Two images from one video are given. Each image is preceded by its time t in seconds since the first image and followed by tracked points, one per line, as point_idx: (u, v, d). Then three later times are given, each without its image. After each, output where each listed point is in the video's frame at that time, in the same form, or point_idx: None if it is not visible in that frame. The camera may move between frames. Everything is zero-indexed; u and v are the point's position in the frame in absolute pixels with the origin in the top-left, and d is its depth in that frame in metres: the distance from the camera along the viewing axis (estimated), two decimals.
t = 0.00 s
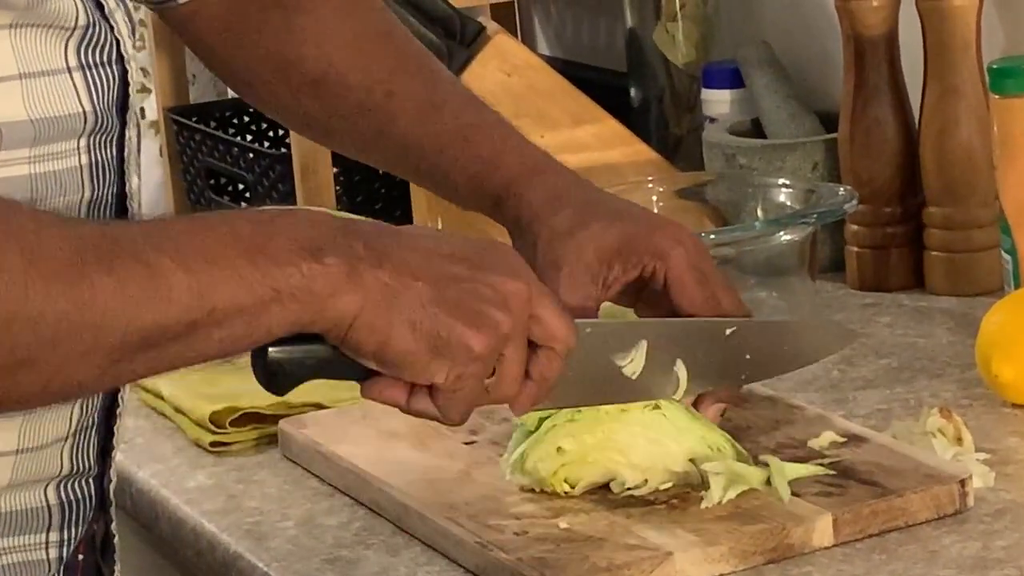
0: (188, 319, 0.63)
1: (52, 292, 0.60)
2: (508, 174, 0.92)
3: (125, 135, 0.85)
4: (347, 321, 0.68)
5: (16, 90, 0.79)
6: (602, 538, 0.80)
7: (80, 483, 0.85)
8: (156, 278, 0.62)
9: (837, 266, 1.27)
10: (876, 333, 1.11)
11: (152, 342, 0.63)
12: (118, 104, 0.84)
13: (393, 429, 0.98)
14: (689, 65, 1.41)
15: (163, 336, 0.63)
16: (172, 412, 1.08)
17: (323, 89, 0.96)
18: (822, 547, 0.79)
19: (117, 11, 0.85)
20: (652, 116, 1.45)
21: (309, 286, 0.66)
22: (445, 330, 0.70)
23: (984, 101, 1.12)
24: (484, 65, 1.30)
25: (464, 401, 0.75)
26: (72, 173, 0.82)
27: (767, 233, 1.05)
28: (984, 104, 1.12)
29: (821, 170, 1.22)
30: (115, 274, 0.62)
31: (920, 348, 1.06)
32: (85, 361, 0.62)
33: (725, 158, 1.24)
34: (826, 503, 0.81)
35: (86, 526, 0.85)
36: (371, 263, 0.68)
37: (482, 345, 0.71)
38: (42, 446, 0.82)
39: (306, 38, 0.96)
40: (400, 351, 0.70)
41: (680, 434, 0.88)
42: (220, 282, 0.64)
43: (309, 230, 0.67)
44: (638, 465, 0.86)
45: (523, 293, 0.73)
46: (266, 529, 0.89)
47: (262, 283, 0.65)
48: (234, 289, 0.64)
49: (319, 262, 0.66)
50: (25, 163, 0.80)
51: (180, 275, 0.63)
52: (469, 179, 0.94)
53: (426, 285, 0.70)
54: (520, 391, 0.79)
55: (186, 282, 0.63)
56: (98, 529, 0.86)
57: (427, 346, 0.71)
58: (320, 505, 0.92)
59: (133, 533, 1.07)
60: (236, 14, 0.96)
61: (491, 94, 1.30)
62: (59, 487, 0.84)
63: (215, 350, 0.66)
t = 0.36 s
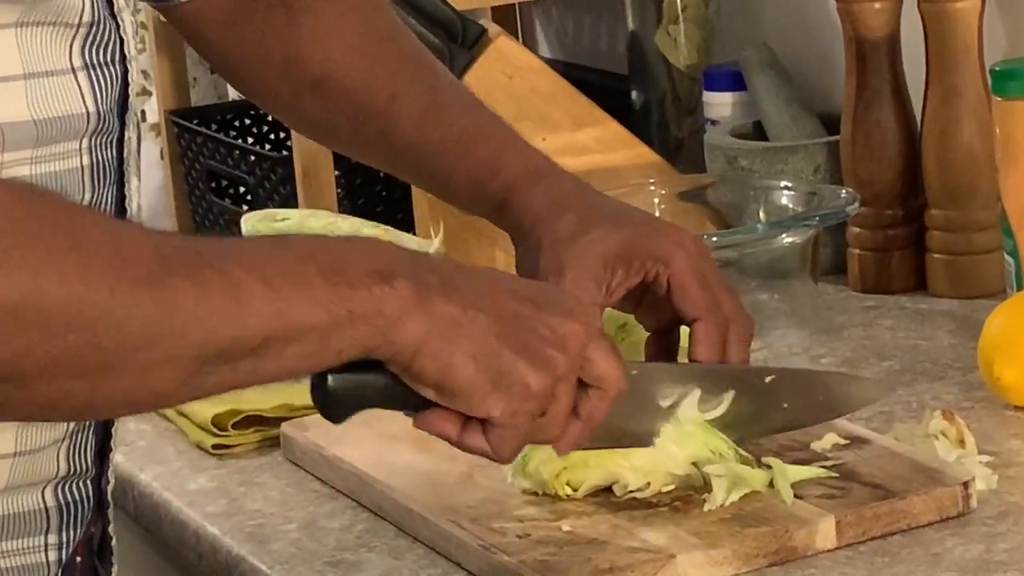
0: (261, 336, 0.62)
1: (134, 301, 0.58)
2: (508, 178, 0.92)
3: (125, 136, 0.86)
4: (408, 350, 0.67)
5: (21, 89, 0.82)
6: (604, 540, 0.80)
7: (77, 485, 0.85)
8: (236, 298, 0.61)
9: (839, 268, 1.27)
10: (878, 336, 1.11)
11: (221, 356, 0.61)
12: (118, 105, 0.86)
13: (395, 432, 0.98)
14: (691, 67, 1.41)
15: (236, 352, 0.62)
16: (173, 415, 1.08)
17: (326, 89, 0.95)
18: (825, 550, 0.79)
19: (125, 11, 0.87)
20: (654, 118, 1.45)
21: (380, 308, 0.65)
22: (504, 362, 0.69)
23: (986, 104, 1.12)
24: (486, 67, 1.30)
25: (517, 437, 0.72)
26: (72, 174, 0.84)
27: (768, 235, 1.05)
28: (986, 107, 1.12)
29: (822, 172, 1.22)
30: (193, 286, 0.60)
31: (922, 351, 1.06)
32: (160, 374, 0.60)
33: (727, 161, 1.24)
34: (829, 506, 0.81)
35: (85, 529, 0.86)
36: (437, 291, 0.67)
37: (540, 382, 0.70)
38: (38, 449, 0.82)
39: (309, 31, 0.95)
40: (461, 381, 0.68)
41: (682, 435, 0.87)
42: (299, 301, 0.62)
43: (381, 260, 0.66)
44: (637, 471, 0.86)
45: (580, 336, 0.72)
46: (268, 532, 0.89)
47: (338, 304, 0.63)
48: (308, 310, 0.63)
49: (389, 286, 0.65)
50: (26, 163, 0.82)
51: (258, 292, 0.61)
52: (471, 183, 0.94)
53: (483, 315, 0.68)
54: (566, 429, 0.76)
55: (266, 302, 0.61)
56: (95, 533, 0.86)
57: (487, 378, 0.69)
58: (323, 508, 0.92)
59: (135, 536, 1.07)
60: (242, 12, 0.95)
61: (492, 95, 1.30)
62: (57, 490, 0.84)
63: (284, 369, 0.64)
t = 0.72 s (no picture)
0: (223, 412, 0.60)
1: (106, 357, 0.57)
2: (492, 193, 0.93)
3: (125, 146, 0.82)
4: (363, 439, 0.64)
5: (24, 99, 0.76)
6: (599, 549, 0.80)
7: (76, 494, 0.83)
8: (202, 364, 0.59)
9: (834, 277, 1.27)
10: (873, 345, 1.11)
11: (186, 428, 0.59)
12: (119, 115, 0.81)
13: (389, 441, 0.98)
14: (686, 76, 1.41)
15: (191, 426, 0.59)
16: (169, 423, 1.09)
17: (308, 105, 0.95)
18: (818, 559, 0.80)
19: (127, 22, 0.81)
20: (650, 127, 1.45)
21: (342, 398, 0.63)
22: (460, 451, 0.65)
23: (980, 113, 1.12)
24: (482, 75, 1.29)
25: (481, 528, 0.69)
26: (76, 185, 0.80)
27: (762, 245, 1.05)
28: (980, 115, 1.12)
29: (817, 182, 1.22)
30: (161, 350, 0.58)
31: (917, 360, 1.06)
32: (119, 439, 0.58)
33: (722, 170, 1.24)
34: (822, 516, 0.81)
35: (82, 539, 0.85)
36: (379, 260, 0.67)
37: (496, 472, 0.66)
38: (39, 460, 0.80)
39: (291, 50, 0.95)
40: (412, 479, 0.65)
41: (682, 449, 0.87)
42: (259, 377, 0.60)
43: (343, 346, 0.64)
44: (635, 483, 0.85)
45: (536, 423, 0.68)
46: (264, 541, 0.89)
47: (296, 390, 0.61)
48: (274, 389, 0.61)
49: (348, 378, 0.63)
50: (29, 174, 0.77)
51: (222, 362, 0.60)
52: (451, 199, 0.94)
53: (438, 409, 0.66)
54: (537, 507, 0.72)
55: (226, 372, 0.60)
56: (94, 541, 0.86)
57: (443, 469, 0.66)
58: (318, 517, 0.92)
59: (129, 544, 1.07)
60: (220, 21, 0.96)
61: (488, 104, 1.30)
62: (56, 498, 0.82)
63: (237, 451, 0.61)
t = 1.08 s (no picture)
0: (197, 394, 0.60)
1: (62, 362, 0.57)
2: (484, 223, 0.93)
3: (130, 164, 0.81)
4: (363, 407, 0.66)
5: (26, 120, 0.74)
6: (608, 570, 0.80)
7: (83, 512, 0.83)
8: (174, 361, 0.59)
9: (841, 297, 1.27)
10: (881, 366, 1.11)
11: (163, 416, 0.60)
12: (122, 135, 0.80)
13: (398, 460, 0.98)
14: (694, 97, 1.42)
15: (171, 411, 0.60)
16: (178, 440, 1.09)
17: (295, 137, 0.97)
18: None
19: (120, 42, 0.80)
20: (658, 147, 1.46)
21: (324, 373, 0.63)
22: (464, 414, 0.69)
23: (989, 135, 1.13)
24: (491, 96, 1.30)
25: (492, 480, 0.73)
26: (80, 204, 0.79)
27: (771, 266, 1.06)
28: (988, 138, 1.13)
29: (826, 203, 1.23)
30: (130, 347, 0.58)
31: (925, 381, 1.07)
32: (91, 439, 0.59)
33: (731, 191, 1.24)
34: (831, 536, 0.81)
35: (88, 556, 0.85)
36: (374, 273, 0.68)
37: (498, 433, 0.70)
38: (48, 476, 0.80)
39: (278, 83, 0.97)
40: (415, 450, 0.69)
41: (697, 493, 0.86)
42: (234, 358, 0.60)
43: (331, 313, 0.64)
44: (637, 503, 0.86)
45: (538, 378, 0.72)
46: (273, 559, 0.89)
47: (277, 366, 0.62)
48: (247, 367, 0.61)
49: (336, 351, 0.63)
50: (32, 195, 0.76)
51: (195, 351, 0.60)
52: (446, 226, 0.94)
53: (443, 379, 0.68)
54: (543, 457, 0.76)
55: (197, 359, 0.60)
56: (100, 559, 0.86)
57: (448, 433, 0.69)
58: (327, 536, 0.92)
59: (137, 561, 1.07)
60: (208, 52, 0.97)
61: (497, 123, 1.30)
62: (65, 516, 0.82)
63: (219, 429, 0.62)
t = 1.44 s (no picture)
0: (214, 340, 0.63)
1: (81, 322, 0.59)
2: (499, 244, 0.94)
3: (133, 186, 0.81)
4: (368, 331, 0.68)
5: (30, 140, 0.74)
6: None
7: (87, 534, 0.83)
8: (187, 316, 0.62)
9: (849, 322, 1.27)
10: (888, 391, 1.11)
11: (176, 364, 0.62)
12: (126, 156, 0.80)
13: (405, 481, 0.98)
14: (704, 120, 1.42)
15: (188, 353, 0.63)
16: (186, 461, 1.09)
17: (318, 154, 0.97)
18: None
19: (126, 62, 0.80)
20: (667, 170, 1.46)
21: (333, 298, 0.66)
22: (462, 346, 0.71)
23: (997, 161, 1.13)
24: (500, 118, 1.32)
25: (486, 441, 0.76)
26: (83, 225, 0.79)
27: (780, 289, 1.06)
28: (996, 164, 1.13)
29: (834, 228, 1.23)
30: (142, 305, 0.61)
31: (933, 406, 1.07)
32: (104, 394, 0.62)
33: (739, 215, 1.25)
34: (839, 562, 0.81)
35: None
36: (390, 275, 0.68)
37: (495, 366, 0.73)
38: (53, 493, 0.80)
39: (300, 102, 0.97)
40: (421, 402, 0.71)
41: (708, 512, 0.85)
42: (244, 302, 0.63)
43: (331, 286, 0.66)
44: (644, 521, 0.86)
45: (536, 326, 0.74)
46: None
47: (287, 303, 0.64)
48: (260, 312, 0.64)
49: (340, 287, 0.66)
50: (35, 215, 0.76)
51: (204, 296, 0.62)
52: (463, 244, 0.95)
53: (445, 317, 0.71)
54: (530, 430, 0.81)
55: (210, 300, 0.62)
56: None
57: (443, 363, 0.71)
58: (334, 557, 0.92)
59: None
60: (230, 72, 0.97)
61: (508, 146, 1.32)
62: (69, 537, 0.82)
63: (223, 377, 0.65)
